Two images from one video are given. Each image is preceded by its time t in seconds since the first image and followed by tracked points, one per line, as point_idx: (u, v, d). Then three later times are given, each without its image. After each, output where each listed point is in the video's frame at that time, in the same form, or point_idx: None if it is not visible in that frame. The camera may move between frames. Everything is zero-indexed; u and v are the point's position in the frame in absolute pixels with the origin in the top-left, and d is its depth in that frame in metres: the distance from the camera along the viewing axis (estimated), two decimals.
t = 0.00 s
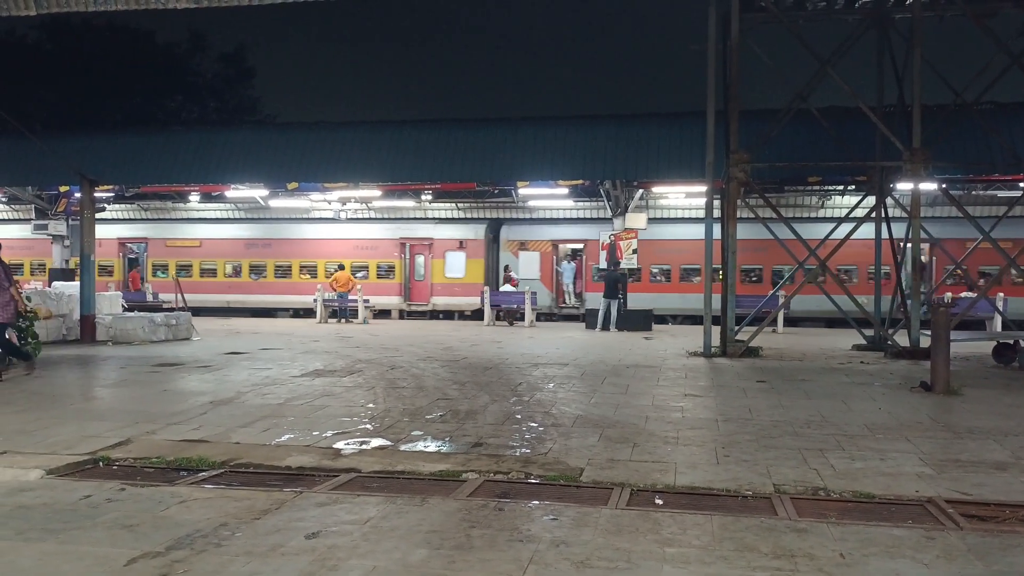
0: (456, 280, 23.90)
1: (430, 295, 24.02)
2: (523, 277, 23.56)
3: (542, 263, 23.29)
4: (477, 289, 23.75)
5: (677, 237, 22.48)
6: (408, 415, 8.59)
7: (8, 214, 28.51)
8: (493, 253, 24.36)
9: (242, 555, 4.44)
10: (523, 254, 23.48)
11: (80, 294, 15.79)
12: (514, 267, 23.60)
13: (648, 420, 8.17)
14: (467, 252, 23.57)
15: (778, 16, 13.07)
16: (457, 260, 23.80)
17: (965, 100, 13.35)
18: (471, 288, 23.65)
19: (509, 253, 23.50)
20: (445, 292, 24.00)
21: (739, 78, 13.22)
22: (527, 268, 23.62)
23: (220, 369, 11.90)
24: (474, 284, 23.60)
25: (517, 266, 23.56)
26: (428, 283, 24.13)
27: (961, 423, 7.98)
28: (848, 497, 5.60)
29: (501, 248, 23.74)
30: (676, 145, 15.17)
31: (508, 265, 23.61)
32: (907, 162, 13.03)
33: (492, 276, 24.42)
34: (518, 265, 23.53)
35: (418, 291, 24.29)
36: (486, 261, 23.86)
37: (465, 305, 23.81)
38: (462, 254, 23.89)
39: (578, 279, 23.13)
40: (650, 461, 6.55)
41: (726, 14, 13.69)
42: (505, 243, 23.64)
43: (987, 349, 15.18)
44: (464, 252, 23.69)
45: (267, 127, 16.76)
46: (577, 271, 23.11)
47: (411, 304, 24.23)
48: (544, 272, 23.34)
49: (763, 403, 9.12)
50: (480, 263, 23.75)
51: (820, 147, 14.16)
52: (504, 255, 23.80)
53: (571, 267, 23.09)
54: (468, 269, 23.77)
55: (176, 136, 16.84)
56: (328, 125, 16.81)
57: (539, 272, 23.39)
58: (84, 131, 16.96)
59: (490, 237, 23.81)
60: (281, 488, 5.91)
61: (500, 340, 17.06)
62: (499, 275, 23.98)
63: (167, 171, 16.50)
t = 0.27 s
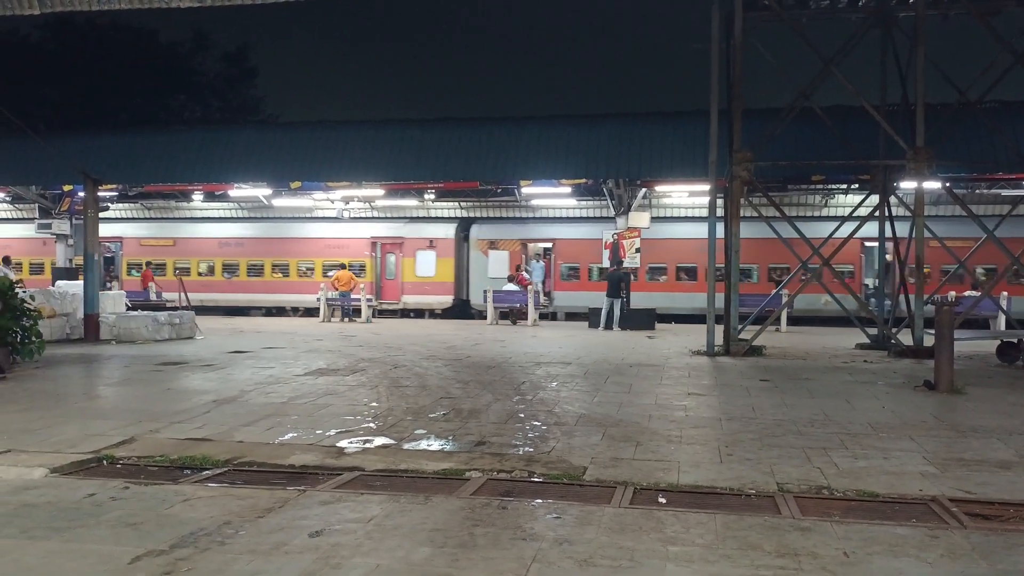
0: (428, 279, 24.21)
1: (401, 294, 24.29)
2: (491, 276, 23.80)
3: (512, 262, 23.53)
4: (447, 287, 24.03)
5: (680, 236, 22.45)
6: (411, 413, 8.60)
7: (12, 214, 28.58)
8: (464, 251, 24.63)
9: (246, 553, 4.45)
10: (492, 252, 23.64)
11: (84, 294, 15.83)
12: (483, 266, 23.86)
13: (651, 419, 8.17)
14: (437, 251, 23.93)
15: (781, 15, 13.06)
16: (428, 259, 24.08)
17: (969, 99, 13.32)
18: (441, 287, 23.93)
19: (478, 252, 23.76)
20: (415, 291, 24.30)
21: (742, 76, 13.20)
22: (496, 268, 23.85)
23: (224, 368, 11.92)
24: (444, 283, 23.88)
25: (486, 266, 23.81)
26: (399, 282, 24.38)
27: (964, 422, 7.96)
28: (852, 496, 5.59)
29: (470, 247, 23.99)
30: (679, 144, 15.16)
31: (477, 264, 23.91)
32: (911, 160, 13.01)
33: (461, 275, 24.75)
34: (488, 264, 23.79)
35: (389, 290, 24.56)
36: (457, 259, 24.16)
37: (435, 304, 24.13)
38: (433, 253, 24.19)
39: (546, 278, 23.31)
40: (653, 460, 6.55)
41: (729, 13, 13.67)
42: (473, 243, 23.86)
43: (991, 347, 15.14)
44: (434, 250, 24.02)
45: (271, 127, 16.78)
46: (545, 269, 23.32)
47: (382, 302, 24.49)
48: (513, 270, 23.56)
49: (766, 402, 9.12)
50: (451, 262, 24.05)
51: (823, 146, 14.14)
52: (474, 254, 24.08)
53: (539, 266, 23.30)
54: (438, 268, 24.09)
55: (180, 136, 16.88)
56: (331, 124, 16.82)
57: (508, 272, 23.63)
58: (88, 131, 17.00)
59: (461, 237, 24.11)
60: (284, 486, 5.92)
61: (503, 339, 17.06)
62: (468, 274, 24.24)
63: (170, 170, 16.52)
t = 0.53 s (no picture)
0: (395, 275, 24.39)
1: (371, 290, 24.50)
2: (460, 273, 24.07)
3: (479, 259, 23.78)
4: (416, 284, 24.26)
5: (680, 232, 22.42)
6: (412, 409, 8.60)
7: (14, 210, 28.60)
8: (432, 248, 24.89)
9: (247, 549, 4.44)
10: (461, 249, 23.95)
11: (85, 290, 15.84)
12: (452, 261, 24.17)
13: (652, 415, 8.17)
14: (406, 247, 24.17)
15: (781, 10, 13.04)
16: (396, 256, 24.30)
17: (971, 95, 13.28)
18: (409, 283, 24.10)
19: (446, 248, 24.09)
20: (385, 287, 24.47)
21: (744, 71, 13.16)
22: (464, 265, 24.13)
23: (225, 364, 11.94)
24: (412, 279, 24.08)
25: (454, 262, 24.12)
26: (369, 278, 24.63)
27: (965, 418, 7.96)
28: (853, 492, 5.58)
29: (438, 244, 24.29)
30: (681, 140, 15.14)
31: (445, 260, 24.19)
32: (912, 156, 12.98)
33: (429, 271, 25.06)
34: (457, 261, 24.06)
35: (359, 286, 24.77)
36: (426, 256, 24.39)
37: (404, 300, 24.21)
38: (402, 250, 24.41)
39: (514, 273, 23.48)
40: (654, 455, 6.55)
41: (730, 8, 13.63)
42: (443, 239, 24.12)
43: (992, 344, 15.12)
44: (403, 246, 24.25)
45: (271, 124, 16.79)
46: (514, 265, 23.53)
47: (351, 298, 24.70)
48: (481, 266, 23.80)
49: (767, 398, 9.11)
50: (419, 259, 24.29)
51: (824, 142, 14.10)
52: (443, 251, 24.33)
53: (507, 262, 23.47)
54: (407, 264, 24.30)
55: (181, 132, 16.89)
56: (331, 120, 16.80)
57: (476, 268, 23.88)
58: (90, 127, 17.01)
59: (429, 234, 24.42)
60: (286, 482, 5.92)
61: (504, 336, 17.05)
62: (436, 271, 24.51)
63: (171, 166, 16.51)
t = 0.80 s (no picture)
0: (366, 271, 24.65)
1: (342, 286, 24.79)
2: (431, 269, 24.30)
3: (449, 256, 24.00)
4: (387, 280, 24.55)
5: (680, 229, 22.43)
6: (411, 406, 8.61)
7: (13, 207, 28.56)
8: (403, 245, 25.13)
9: (246, 545, 4.45)
10: (431, 246, 24.19)
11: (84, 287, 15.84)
12: (422, 258, 24.46)
13: (651, 412, 8.17)
14: (377, 244, 24.49)
15: (781, 6, 13.02)
16: (367, 252, 24.61)
17: (970, 91, 13.26)
18: (380, 279, 24.38)
19: (416, 245, 24.28)
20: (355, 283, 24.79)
21: (743, 67, 13.14)
22: (435, 261, 24.36)
23: (224, 361, 11.93)
24: (383, 275, 24.37)
25: (424, 258, 24.35)
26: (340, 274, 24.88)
27: (964, 414, 7.97)
28: (852, 488, 5.59)
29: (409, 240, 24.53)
30: (680, 137, 15.13)
31: (415, 256, 24.44)
32: (911, 153, 12.99)
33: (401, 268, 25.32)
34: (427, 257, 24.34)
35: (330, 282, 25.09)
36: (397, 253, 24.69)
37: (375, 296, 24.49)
38: (373, 246, 24.71)
39: (483, 270, 23.86)
40: (653, 452, 6.55)
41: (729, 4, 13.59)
42: (413, 235, 24.39)
43: (991, 340, 15.12)
44: (374, 243, 24.56)
45: (269, 120, 16.77)
46: (482, 262, 23.86)
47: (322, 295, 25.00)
48: (451, 263, 24.04)
49: (766, 395, 9.12)
50: (391, 256, 24.59)
51: (824, 139, 14.07)
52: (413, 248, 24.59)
53: (476, 259, 23.83)
54: (377, 260, 24.60)
55: (180, 129, 16.86)
56: (330, 116, 16.75)
57: (447, 264, 24.13)
58: (88, 124, 16.98)
59: (400, 231, 24.69)
60: (285, 479, 5.92)
61: (503, 332, 17.04)
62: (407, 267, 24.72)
63: (170, 163, 16.49)
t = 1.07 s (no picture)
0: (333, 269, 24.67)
1: (308, 283, 24.89)
2: (396, 266, 24.33)
3: (415, 253, 24.06)
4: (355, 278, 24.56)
5: (678, 227, 22.44)
6: (410, 403, 8.60)
7: (10, 204, 28.49)
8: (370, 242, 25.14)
9: (245, 543, 4.44)
10: (397, 243, 24.23)
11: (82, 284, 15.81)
12: (388, 255, 24.48)
13: (649, 409, 8.16)
14: (343, 242, 24.48)
15: (779, 3, 12.99)
16: (333, 250, 24.59)
17: (968, 88, 13.26)
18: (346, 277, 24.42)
19: (382, 243, 24.32)
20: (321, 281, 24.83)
21: (742, 64, 13.12)
22: (401, 258, 24.39)
23: (223, 358, 11.93)
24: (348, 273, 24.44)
25: (391, 256, 24.39)
26: (306, 271, 24.93)
27: (963, 411, 7.97)
28: (850, 485, 5.59)
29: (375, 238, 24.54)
30: (680, 134, 15.11)
31: (381, 253, 24.46)
32: (910, 150, 13.00)
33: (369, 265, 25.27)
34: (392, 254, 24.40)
35: (297, 280, 25.13)
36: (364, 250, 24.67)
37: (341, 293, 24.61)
38: (339, 244, 24.69)
39: (449, 268, 23.97)
40: (651, 449, 6.55)
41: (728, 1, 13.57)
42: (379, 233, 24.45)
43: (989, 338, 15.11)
44: (340, 240, 24.56)
45: (267, 118, 16.74)
46: (448, 259, 23.95)
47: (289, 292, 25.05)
48: (417, 261, 24.11)
49: (764, 392, 9.11)
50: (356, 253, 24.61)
51: (823, 136, 14.05)
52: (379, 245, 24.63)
53: (441, 257, 23.90)
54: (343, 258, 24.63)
55: (178, 125, 16.83)
56: (328, 113, 16.72)
57: (412, 262, 24.21)
58: (86, 121, 16.94)
59: (367, 227, 24.61)
60: (283, 476, 5.91)
61: (502, 330, 17.02)
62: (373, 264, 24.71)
63: (167, 160, 16.46)
